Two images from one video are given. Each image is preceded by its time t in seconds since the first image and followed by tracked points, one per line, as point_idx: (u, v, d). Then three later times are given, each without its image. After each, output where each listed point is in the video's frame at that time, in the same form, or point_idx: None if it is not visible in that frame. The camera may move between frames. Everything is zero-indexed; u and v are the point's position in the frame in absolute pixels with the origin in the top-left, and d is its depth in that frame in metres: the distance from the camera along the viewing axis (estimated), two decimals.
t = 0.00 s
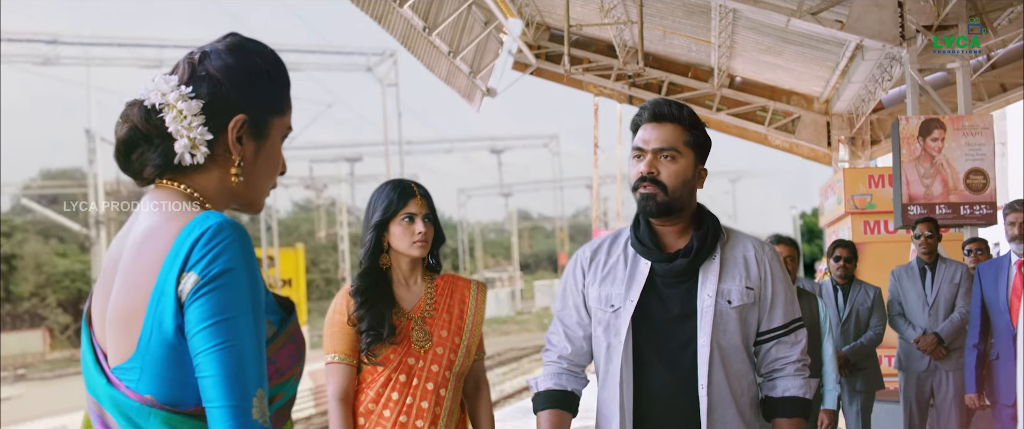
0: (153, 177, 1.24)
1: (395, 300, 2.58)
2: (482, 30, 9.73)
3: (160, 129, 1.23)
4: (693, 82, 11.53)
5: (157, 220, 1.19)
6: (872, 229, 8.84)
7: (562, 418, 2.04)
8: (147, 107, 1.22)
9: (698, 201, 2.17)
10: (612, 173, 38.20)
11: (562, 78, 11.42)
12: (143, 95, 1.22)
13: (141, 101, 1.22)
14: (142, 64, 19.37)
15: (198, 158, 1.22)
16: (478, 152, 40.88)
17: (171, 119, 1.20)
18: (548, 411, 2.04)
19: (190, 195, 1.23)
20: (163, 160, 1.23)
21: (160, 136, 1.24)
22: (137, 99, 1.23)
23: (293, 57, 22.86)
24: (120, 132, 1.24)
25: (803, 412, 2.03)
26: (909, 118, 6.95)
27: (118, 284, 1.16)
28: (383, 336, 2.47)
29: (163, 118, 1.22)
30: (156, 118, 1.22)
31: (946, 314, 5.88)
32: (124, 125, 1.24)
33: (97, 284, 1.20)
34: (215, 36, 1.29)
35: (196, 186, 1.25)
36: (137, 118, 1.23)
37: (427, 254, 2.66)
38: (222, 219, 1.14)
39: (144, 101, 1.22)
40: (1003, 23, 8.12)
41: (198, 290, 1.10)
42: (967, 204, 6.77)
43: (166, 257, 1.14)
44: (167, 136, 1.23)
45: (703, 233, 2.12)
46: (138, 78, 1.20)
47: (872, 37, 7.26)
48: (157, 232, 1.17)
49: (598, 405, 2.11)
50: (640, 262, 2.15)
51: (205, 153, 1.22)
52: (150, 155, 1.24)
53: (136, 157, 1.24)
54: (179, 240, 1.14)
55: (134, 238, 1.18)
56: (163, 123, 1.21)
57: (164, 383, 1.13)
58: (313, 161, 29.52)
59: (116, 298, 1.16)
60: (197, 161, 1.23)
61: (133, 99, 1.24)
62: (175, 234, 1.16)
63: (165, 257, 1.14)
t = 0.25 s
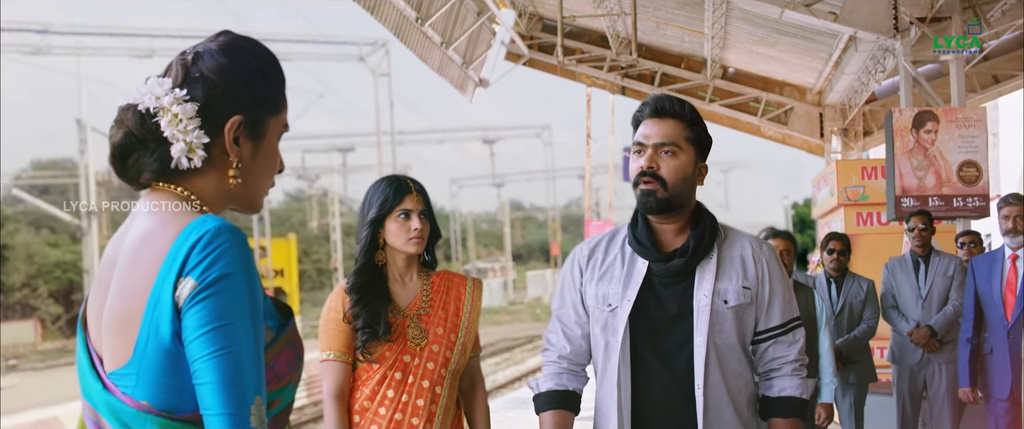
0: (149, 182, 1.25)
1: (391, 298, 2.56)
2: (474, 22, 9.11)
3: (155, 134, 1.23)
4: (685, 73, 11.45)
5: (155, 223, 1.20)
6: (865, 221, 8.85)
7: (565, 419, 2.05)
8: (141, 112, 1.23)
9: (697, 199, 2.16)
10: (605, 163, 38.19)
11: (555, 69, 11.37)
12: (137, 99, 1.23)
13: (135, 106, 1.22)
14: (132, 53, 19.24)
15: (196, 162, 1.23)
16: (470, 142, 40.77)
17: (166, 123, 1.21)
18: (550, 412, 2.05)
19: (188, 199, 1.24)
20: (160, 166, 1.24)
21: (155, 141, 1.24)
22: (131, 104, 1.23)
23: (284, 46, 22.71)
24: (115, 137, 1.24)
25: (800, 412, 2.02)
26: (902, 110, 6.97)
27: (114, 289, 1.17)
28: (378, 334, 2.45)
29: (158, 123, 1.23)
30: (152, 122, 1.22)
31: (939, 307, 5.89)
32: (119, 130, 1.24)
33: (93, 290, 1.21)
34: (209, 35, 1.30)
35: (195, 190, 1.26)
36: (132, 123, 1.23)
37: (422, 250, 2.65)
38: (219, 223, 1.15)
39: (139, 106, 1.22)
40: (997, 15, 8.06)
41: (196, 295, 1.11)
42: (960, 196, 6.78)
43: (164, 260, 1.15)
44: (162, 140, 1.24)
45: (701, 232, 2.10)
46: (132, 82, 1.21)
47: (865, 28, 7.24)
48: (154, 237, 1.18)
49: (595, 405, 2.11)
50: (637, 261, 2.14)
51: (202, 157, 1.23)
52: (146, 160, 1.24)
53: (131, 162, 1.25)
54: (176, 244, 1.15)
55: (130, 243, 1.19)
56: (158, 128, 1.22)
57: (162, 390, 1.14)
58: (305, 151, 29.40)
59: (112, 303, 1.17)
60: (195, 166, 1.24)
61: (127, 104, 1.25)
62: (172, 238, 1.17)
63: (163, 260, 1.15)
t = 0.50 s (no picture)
0: (143, 185, 1.23)
1: (387, 294, 2.55)
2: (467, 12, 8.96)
3: (149, 138, 1.23)
4: (678, 64, 11.45)
5: (152, 226, 1.19)
6: (858, 213, 8.85)
7: (565, 414, 2.06)
8: (133, 116, 1.21)
9: (696, 196, 2.18)
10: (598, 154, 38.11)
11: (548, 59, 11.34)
12: (128, 102, 1.21)
13: (125, 109, 1.20)
14: (122, 43, 19.08)
15: (191, 165, 1.21)
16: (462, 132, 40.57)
17: (159, 126, 1.20)
18: (550, 408, 2.06)
19: (185, 203, 1.23)
20: (155, 169, 1.23)
21: (148, 145, 1.24)
22: (121, 106, 1.21)
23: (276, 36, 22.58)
24: (108, 140, 1.23)
25: (798, 412, 2.02)
26: (895, 102, 6.97)
27: (109, 292, 1.15)
28: (373, 331, 2.42)
29: (151, 126, 1.22)
30: (145, 126, 1.21)
31: (932, 300, 5.89)
32: (112, 135, 1.23)
33: (87, 294, 1.19)
34: (199, 32, 1.28)
35: (191, 192, 1.25)
36: (124, 126, 1.22)
37: (417, 247, 2.64)
38: (215, 227, 1.13)
39: (130, 109, 1.20)
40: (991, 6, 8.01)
41: (192, 301, 1.09)
42: (953, 188, 6.81)
43: (159, 265, 1.13)
44: (156, 144, 1.22)
45: (699, 229, 2.10)
46: (122, 86, 1.19)
47: (859, 20, 7.35)
48: (149, 240, 1.17)
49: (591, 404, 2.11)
50: (635, 259, 2.13)
51: (197, 160, 1.22)
52: (141, 164, 1.23)
53: (125, 164, 1.24)
54: (172, 247, 1.13)
55: (124, 247, 1.17)
56: (152, 131, 1.21)
57: (157, 395, 1.12)
58: (297, 142, 29.22)
59: (106, 307, 1.15)
60: (190, 169, 1.23)
61: (118, 107, 1.22)
62: (167, 242, 1.15)
63: (159, 264, 1.13)
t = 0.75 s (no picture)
0: (144, 188, 1.24)
1: (387, 291, 2.54)
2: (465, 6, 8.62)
3: (149, 143, 1.23)
4: (676, 56, 11.43)
5: (152, 231, 1.18)
6: (856, 205, 8.86)
7: (566, 412, 2.06)
8: (133, 119, 1.22)
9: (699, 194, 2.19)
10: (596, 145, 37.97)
11: (546, 51, 11.31)
12: (127, 106, 1.22)
13: (125, 113, 1.21)
14: (118, 33, 18.93)
15: (192, 168, 1.22)
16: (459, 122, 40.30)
17: (159, 130, 1.20)
18: (549, 404, 2.06)
19: (189, 207, 1.24)
20: (156, 173, 1.23)
21: (149, 149, 1.24)
22: (121, 111, 1.22)
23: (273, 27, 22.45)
24: (108, 144, 1.24)
25: (801, 410, 2.04)
26: (894, 95, 6.97)
27: (110, 295, 1.16)
28: (374, 329, 2.42)
29: (150, 131, 1.22)
30: (144, 130, 1.22)
31: (931, 293, 5.90)
32: (112, 139, 1.23)
33: (89, 298, 1.19)
34: (198, 31, 1.28)
35: (194, 196, 1.25)
36: (125, 129, 1.22)
37: (418, 244, 2.63)
38: (218, 232, 1.13)
39: (129, 113, 1.21)
40: None
41: (195, 307, 1.09)
42: (952, 181, 6.78)
43: (161, 269, 1.13)
44: (157, 148, 1.23)
45: (701, 229, 2.12)
46: (121, 89, 1.19)
47: (858, 13, 7.37)
48: (150, 245, 1.16)
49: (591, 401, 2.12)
50: (637, 257, 2.15)
51: (198, 163, 1.23)
52: (143, 167, 1.23)
53: (126, 167, 1.24)
54: (174, 251, 1.14)
55: (126, 251, 1.18)
56: (152, 135, 1.21)
57: (159, 400, 1.12)
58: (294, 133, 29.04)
59: (108, 311, 1.15)
60: (191, 172, 1.23)
61: (116, 111, 1.23)
62: (169, 246, 1.15)
63: (161, 268, 1.13)
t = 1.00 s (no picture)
0: (145, 191, 1.24)
1: (391, 288, 2.54)
2: None
3: (152, 144, 1.24)
4: (677, 47, 11.38)
5: (154, 234, 1.19)
6: (858, 197, 8.84)
7: (570, 406, 2.09)
8: (135, 121, 1.23)
9: (705, 192, 2.21)
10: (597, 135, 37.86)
11: (548, 42, 11.23)
12: (128, 108, 1.22)
13: (127, 115, 1.22)
14: (119, 23, 18.88)
15: (195, 170, 1.22)
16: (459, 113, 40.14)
17: (161, 132, 1.20)
18: (554, 400, 2.09)
19: (192, 208, 1.24)
20: (160, 176, 1.24)
21: (151, 152, 1.25)
22: (123, 113, 1.23)
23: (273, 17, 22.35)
24: (111, 147, 1.24)
25: (807, 407, 2.05)
26: (896, 86, 6.94)
27: (114, 299, 1.16)
28: (378, 325, 2.44)
29: (153, 133, 1.23)
30: (146, 133, 1.22)
31: (933, 286, 5.88)
32: (115, 142, 1.24)
33: (94, 301, 1.20)
34: (199, 30, 1.28)
35: (197, 198, 1.26)
36: (127, 132, 1.23)
37: (422, 240, 2.64)
38: (222, 234, 1.14)
39: (131, 115, 1.22)
40: None
41: (199, 310, 1.10)
42: (953, 173, 6.76)
43: (165, 273, 1.14)
44: (159, 151, 1.24)
45: (707, 226, 2.14)
46: (122, 91, 1.20)
47: (860, 5, 7.38)
48: (154, 248, 1.17)
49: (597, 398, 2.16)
50: (642, 254, 2.18)
51: (201, 165, 1.23)
52: (146, 170, 1.24)
53: (129, 170, 1.25)
54: (179, 253, 1.14)
55: (130, 253, 1.18)
56: (154, 137, 1.21)
57: (163, 405, 1.13)
58: (294, 123, 28.90)
59: (112, 315, 1.16)
60: (195, 174, 1.23)
61: (118, 113, 1.24)
62: (174, 248, 1.16)
63: (165, 272, 1.14)
